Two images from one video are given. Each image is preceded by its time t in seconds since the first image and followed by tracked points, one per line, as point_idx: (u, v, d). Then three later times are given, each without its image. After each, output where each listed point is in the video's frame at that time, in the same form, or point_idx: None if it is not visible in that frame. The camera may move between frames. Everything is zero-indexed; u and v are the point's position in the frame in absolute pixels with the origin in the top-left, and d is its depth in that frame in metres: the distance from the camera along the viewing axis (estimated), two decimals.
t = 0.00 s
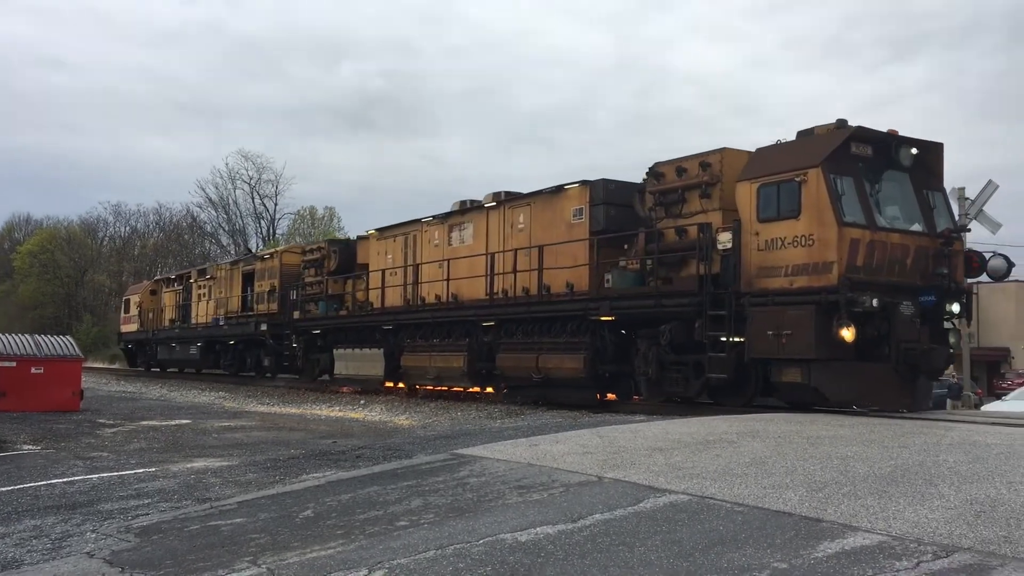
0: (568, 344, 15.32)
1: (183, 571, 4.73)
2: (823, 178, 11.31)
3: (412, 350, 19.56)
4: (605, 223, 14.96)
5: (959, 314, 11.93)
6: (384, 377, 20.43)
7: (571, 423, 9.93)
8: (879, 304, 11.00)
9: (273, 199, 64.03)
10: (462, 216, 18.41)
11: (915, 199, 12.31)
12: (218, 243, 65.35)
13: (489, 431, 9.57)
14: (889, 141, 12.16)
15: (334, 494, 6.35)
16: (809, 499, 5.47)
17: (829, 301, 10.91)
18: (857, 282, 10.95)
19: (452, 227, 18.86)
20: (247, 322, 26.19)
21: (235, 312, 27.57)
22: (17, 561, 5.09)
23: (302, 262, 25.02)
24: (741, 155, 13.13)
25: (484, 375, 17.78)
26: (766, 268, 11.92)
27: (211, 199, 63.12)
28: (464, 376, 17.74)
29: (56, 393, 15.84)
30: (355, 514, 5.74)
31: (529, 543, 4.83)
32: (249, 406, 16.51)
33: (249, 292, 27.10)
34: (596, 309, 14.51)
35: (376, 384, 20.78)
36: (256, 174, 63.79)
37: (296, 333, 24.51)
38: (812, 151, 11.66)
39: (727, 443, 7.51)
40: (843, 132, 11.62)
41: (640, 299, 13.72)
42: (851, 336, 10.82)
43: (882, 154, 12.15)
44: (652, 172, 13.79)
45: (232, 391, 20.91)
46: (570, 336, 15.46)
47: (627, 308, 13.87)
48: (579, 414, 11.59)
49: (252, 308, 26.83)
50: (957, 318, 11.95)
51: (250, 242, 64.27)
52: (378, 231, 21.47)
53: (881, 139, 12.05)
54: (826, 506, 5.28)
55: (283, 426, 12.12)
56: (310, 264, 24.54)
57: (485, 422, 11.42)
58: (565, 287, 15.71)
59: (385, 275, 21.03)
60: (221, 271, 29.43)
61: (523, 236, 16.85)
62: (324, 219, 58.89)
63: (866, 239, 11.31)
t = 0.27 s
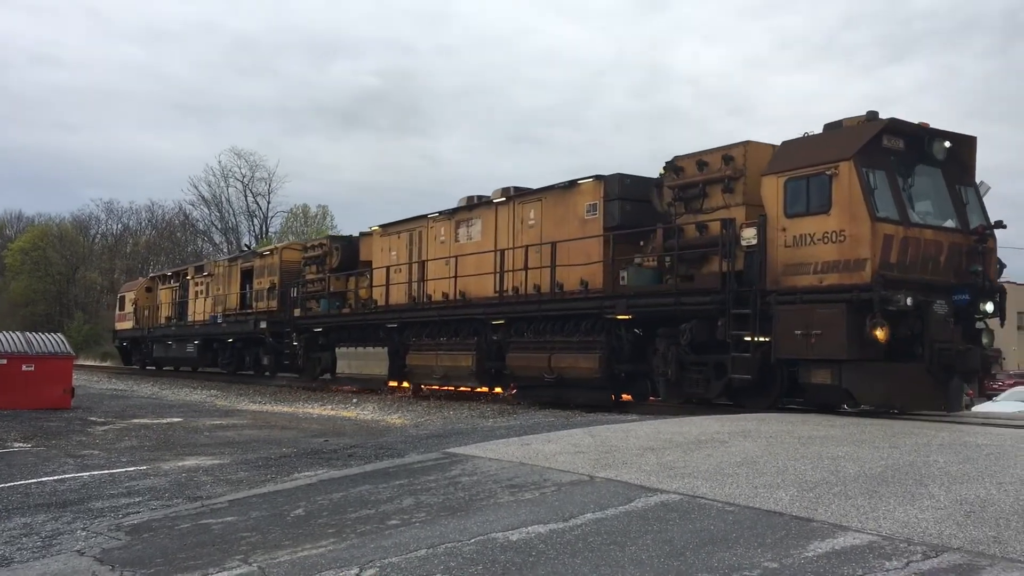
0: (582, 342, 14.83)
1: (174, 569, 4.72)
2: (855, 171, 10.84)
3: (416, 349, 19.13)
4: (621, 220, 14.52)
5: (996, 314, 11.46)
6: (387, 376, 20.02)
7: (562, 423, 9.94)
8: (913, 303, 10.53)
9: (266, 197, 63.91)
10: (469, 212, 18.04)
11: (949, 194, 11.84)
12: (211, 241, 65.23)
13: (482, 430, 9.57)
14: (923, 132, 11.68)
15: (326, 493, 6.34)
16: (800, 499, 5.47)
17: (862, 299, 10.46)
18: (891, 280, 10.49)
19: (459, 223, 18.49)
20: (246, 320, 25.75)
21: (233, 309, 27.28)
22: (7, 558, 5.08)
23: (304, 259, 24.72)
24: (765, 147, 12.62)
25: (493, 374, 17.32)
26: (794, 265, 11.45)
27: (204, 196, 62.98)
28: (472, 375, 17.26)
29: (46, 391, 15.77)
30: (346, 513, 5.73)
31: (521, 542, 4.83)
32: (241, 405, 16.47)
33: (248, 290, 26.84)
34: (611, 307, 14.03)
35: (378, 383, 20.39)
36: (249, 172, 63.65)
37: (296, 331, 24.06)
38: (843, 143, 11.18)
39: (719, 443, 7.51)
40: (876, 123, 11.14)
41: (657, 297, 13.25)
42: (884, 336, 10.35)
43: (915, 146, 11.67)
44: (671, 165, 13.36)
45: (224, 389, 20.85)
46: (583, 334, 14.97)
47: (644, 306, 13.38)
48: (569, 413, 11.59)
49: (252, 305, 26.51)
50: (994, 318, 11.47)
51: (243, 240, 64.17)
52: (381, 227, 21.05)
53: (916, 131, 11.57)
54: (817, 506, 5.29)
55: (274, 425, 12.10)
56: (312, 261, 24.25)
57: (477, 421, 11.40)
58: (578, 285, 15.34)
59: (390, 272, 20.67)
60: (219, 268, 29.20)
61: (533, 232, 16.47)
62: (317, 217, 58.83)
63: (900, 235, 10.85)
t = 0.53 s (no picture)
0: (598, 342, 14.37)
1: (164, 567, 4.72)
2: (892, 165, 10.33)
3: (424, 348, 18.80)
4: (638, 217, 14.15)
5: None
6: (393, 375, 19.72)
7: (555, 422, 9.94)
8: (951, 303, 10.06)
9: (260, 195, 63.80)
10: (479, 209, 17.71)
11: (984, 190, 11.41)
12: (204, 239, 65.11)
13: (475, 430, 9.57)
14: (960, 125, 11.20)
15: (318, 492, 6.33)
16: (792, 500, 5.49)
17: (899, 299, 9.98)
18: (928, 279, 10.02)
19: (468, 220, 18.18)
20: (247, 317, 25.44)
21: (231, 307, 27.09)
22: None
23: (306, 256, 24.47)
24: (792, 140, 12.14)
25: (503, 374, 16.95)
26: (824, 263, 10.94)
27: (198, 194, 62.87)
28: (482, 376, 16.95)
29: (38, 388, 15.73)
30: (338, 512, 5.73)
31: (512, 541, 4.83)
32: (233, 403, 16.45)
33: (247, 287, 26.61)
34: (629, 306, 13.60)
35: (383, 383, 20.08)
36: (243, 170, 63.53)
37: (298, 329, 23.75)
38: (878, 135, 10.67)
39: (711, 443, 7.53)
40: (913, 114, 10.63)
41: (678, 295, 12.84)
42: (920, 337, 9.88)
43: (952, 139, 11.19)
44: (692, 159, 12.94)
45: (216, 387, 20.82)
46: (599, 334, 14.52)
47: (665, 305, 12.94)
48: (562, 413, 11.61)
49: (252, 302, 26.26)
50: None
51: (236, 238, 64.07)
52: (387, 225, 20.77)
53: (952, 123, 11.10)
54: (809, 506, 5.30)
55: (267, 423, 12.09)
56: (315, 258, 24.03)
57: (469, 420, 11.38)
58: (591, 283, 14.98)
59: (396, 269, 20.37)
60: (217, 265, 29.04)
61: (545, 229, 16.13)
62: (311, 215, 58.76)
63: (937, 232, 10.38)
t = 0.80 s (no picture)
0: (617, 342, 14.16)
1: (157, 566, 4.71)
2: (932, 159, 9.99)
3: (433, 348, 18.54)
4: (658, 212, 13.97)
5: None
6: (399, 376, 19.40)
7: (549, 423, 9.94)
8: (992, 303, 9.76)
9: (255, 194, 63.72)
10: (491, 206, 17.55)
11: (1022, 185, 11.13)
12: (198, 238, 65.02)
13: (468, 430, 9.57)
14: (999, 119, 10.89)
15: (311, 492, 6.33)
16: (784, 500, 5.49)
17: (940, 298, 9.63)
18: (969, 278, 9.70)
19: (479, 217, 18.00)
20: (247, 317, 25.23)
21: (231, 306, 26.94)
22: None
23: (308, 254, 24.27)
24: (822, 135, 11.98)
25: (515, 376, 16.72)
26: (858, 261, 10.56)
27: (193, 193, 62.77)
28: (495, 378, 16.68)
29: (31, 387, 15.70)
30: (331, 511, 5.73)
31: (505, 541, 4.83)
32: (227, 402, 16.42)
33: (248, 286, 26.43)
34: (650, 306, 13.35)
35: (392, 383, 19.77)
36: (237, 169, 63.45)
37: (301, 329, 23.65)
38: (916, 128, 10.31)
39: (705, 443, 7.54)
40: (952, 107, 10.30)
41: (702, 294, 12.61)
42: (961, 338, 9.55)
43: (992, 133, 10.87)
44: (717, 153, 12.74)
45: (211, 387, 20.77)
46: (618, 334, 14.28)
47: (688, 305, 12.71)
48: (557, 413, 11.62)
49: (253, 301, 26.08)
50: None
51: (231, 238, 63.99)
52: (396, 222, 20.61)
53: (992, 117, 10.77)
54: (801, 507, 5.30)
55: (261, 423, 12.07)
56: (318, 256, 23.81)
57: (464, 421, 11.37)
58: (608, 282, 14.76)
59: (404, 268, 20.17)
60: (217, 263, 28.90)
61: (560, 226, 15.93)
62: (306, 214, 58.70)
63: (977, 229, 10.06)
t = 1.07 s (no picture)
0: (637, 344, 13.79)
1: (150, 568, 4.70)
2: (974, 154, 9.75)
3: (444, 349, 18.23)
4: (677, 209, 13.67)
5: None
6: (407, 378, 19.10)
7: (544, 424, 9.94)
8: None
9: (249, 195, 63.65)
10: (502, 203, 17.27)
11: None
12: (193, 239, 64.94)
13: (463, 431, 9.56)
14: None
15: (304, 493, 6.32)
16: (777, 501, 5.50)
17: (984, 298, 9.36)
18: (1015, 276, 9.44)
19: (489, 215, 17.72)
20: (245, 318, 25.16)
21: (231, 306, 26.78)
22: None
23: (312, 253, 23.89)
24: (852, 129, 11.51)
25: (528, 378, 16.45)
26: (896, 260, 10.32)
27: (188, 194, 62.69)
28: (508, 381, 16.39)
29: (25, 387, 15.68)
30: (324, 513, 5.72)
31: (499, 543, 4.83)
32: (222, 403, 16.39)
33: (249, 286, 26.21)
34: (672, 307, 12.93)
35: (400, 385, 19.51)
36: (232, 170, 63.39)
37: (305, 329, 23.43)
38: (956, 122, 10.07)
39: (698, 445, 7.55)
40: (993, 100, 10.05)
41: (726, 294, 12.20)
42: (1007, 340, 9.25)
43: None
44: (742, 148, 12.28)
45: (205, 388, 20.73)
46: (637, 335, 13.91)
47: (712, 305, 12.32)
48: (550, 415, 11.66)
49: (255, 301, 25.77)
50: None
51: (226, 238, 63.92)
52: (404, 221, 20.38)
53: None
54: (794, 508, 5.31)
55: (256, 424, 12.06)
56: (323, 255, 23.36)
57: (459, 422, 11.36)
58: (625, 281, 14.45)
59: (413, 267, 19.92)
60: (216, 263, 28.73)
61: (574, 224, 15.64)
62: (300, 215, 58.68)
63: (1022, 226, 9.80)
